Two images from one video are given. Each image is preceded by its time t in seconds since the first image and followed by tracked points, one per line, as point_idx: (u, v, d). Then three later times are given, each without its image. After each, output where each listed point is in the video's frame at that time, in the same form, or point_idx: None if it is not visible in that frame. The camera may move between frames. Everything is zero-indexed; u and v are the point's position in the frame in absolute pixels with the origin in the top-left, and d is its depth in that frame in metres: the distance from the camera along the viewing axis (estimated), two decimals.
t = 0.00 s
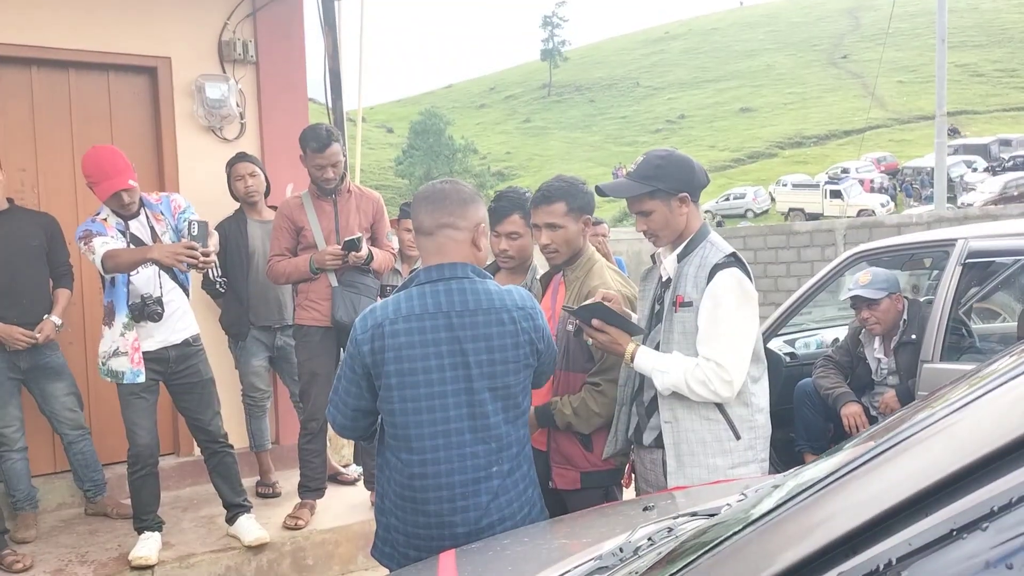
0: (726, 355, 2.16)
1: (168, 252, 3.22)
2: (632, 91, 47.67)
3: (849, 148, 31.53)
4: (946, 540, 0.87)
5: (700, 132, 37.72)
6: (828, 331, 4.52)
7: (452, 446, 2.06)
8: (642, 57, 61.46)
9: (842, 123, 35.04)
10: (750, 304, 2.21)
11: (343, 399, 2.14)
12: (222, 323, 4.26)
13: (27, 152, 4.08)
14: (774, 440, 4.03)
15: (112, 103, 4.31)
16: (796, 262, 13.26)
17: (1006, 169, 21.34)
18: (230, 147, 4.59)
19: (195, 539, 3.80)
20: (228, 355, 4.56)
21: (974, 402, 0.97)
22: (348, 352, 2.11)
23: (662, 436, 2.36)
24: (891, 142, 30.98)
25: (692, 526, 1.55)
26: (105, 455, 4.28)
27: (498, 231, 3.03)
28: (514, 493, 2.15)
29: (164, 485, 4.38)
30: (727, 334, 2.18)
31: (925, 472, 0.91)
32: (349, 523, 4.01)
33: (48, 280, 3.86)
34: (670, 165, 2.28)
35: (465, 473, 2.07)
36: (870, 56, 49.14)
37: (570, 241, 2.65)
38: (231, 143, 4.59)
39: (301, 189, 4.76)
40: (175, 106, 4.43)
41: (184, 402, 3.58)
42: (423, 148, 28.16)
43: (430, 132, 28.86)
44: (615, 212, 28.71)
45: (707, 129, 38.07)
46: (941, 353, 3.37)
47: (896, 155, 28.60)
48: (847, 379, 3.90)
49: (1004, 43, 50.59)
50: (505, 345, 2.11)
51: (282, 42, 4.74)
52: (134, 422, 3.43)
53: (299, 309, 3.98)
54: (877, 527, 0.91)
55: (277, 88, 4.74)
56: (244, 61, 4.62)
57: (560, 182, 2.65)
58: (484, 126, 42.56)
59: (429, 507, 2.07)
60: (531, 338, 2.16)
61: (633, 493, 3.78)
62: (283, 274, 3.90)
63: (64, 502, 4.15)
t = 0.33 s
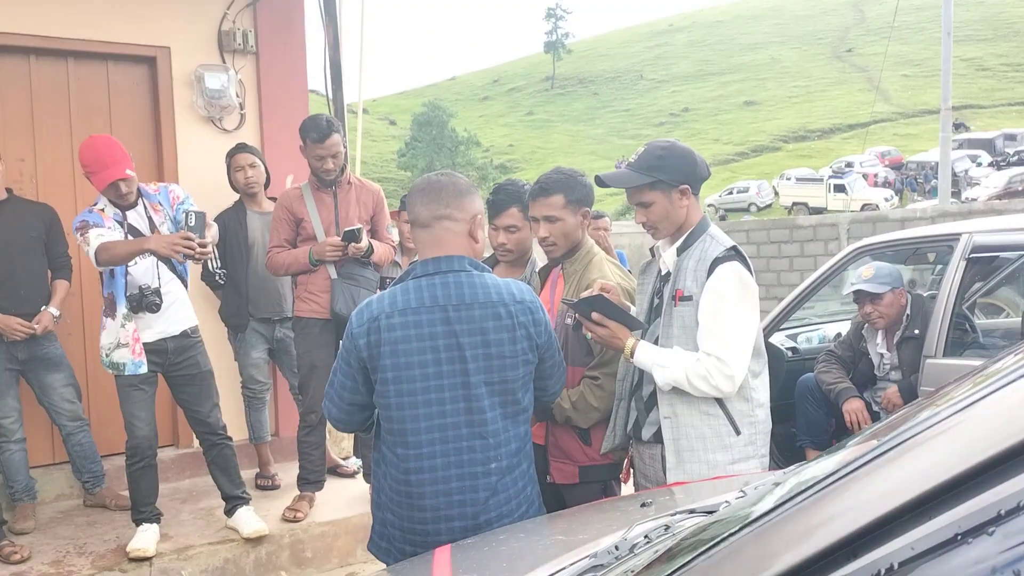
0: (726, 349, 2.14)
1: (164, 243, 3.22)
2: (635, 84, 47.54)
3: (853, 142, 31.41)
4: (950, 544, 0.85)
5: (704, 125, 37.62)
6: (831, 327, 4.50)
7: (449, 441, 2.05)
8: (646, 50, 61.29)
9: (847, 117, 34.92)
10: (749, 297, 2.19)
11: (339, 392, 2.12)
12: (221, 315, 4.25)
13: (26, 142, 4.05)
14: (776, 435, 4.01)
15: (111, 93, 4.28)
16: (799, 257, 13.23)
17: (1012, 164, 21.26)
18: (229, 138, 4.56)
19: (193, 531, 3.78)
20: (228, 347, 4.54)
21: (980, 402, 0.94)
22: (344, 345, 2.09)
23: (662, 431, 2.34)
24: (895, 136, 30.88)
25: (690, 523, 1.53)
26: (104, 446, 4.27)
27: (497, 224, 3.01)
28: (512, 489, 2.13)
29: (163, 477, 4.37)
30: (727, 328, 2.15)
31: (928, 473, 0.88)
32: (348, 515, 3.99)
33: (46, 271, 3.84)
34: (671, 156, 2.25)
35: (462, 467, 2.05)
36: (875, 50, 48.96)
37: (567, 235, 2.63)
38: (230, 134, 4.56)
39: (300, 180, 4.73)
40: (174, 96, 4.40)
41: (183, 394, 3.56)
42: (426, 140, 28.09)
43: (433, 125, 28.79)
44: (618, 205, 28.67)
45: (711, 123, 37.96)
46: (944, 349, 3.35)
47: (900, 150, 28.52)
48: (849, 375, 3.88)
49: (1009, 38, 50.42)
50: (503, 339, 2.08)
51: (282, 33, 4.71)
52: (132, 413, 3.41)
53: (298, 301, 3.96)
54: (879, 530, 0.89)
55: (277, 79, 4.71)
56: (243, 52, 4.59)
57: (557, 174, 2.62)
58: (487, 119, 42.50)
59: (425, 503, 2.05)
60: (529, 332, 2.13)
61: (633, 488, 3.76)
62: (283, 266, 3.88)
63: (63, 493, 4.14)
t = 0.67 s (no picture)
0: (727, 340, 2.11)
1: (144, 224, 3.19)
2: (638, 74, 47.44)
3: (856, 133, 31.30)
4: (966, 548, 0.81)
5: (706, 116, 37.51)
6: (833, 318, 4.47)
7: (441, 432, 2.01)
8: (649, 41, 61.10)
9: (850, 108, 34.81)
10: (751, 288, 2.15)
11: (332, 381, 2.09)
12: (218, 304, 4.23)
13: (20, 128, 4.01)
14: (777, 427, 3.97)
15: (107, 79, 4.24)
16: (801, 248, 13.19)
17: (1015, 156, 21.19)
18: (227, 124, 4.52)
19: (188, 521, 3.75)
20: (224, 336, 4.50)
21: (996, 396, 0.90)
22: (336, 334, 2.06)
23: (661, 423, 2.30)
24: (898, 127, 30.77)
25: (689, 519, 1.49)
26: (99, 435, 4.24)
27: (495, 213, 2.97)
28: (506, 481, 2.09)
29: (159, 466, 4.34)
30: (729, 319, 2.11)
31: (942, 472, 0.84)
32: (344, 506, 3.97)
33: (42, 259, 3.80)
34: (672, 143, 2.21)
35: (454, 459, 2.02)
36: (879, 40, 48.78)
37: (561, 227, 2.59)
38: (227, 121, 4.52)
39: (298, 168, 4.69)
40: (171, 82, 4.35)
41: (179, 384, 3.53)
42: (427, 129, 28.00)
43: (434, 114, 28.69)
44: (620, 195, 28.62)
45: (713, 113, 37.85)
46: (948, 341, 3.31)
47: (903, 141, 28.43)
48: (851, 366, 3.84)
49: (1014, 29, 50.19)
50: (496, 328, 2.04)
51: (281, 18, 4.65)
52: (125, 402, 3.38)
53: (295, 289, 3.93)
54: (891, 532, 0.85)
55: (275, 65, 4.66)
56: (241, 37, 4.54)
57: (550, 164, 2.57)
58: (489, 108, 42.36)
59: (416, 494, 2.02)
60: (524, 322, 2.09)
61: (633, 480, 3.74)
62: (280, 255, 3.84)
63: (59, 482, 4.11)
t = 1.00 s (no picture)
0: (737, 331, 2.08)
1: (135, 211, 3.14)
2: (640, 67, 47.34)
3: (860, 127, 31.21)
4: None
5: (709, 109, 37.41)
6: (839, 311, 4.44)
7: (445, 426, 1.99)
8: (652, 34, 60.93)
9: (853, 103, 34.70)
10: (762, 279, 2.11)
11: (334, 370, 2.06)
12: (222, 295, 4.22)
13: (22, 116, 3.98)
14: (783, 420, 3.93)
15: (109, 68, 4.20)
16: (805, 241, 13.15)
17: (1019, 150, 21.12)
18: (229, 114, 4.48)
19: (191, 512, 3.73)
20: (226, 326, 4.48)
21: None
22: (340, 322, 2.03)
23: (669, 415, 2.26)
24: (901, 121, 30.69)
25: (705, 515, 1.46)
26: (101, 426, 4.22)
27: (500, 203, 2.94)
28: (510, 476, 2.07)
29: (161, 458, 4.32)
30: (740, 310, 2.08)
31: (1000, 469, 0.82)
32: (347, 497, 3.94)
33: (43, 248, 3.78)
34: (682, 130, 2.18)
35: (457, 453, 1.99)
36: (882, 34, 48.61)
37: (565, 218, 2.55)
38: (231, 111, 4.49)
39: (302, 158, 4.66)
40: (173, 71, 4.31)
41: (181, 375, 3.51)
42: (429, 122, 27.93)
43: (436, 106, 28.62)
44: (623, 188, 28.57)
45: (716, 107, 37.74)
46: (957, 333, 3.27)
47: (906, 134, 28.36)
48: (859, 359, 3.81)
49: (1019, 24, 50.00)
50: (503, 322, 2.01)
51: (284, 7, 4.61)
52: (126, 393, 3.36)
53: (298, 280, 3.90)
54: (945, 533, 0.83)
55: (278, 54, 4.62)
56: (244, 26, 4.50)
57: (553, 155, 2.52)
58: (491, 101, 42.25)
59: (419, 487, 2.00)
60: (531, 315, 2.06)
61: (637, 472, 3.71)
62: (282, 245, 3.81)
63: (60, 473, 4.09)
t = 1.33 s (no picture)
0: (761, 330, 2.00)
1: (121, 200, 3.08)
2: (644, 63, 47.19)
3: (865, 124, 31.07)
4: None
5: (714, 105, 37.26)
6: (855, 309, 4.36)
7: (462, 428, 1.91)
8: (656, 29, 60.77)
9: (858, 99, 34.54)
10: (789, 277, 2.03)
11: (346, 369, 1.98)
12: (226, 290, 4.16)
13: (23, 108, 3.90)
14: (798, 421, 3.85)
15: (111, 58, 4.12)
16: (812, 239, 13.05)
17: None
18: (234, 107, 4.40)
19: (193, 512, 3.66)
20: (230, 322, 4.40)
21: None
22: (352, 320, 1.95)
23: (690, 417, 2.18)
24: (907, 118, 30.56)
25: (748, 530, 1.42)
26: (102, 423, 4.15)
27: (512, 198, 2.86)
28: (527, 479, 1.99)
29: (163, 455, 4.25)
30: (764, 308, 2.00)
31: None
32: (352, 498, 3.87)
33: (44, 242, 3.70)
34: (705, 122, 2.09)
35: (475, 456, 1.91)
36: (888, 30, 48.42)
37: (581, 212, 2.46)
38: (235, 103, 4.40)
39: (307, 151, 4.57)
40: (177, 62, 4.23)
41: (184, 373, 3.43)
42: (433, 116, 27.81)
43: (440, 101, 28.49)
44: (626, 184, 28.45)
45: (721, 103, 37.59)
46: (978, 333, 3.18)
47: (912, 131, 28.23)
48: (876, 359, 3.73)
49: None
50: (522, 320, 1.93)
51: None
52: (124, 391, 3.28)
53: (303, 276, 3.82)
54: None
55: (284, 46, 4.54)
56: (249, 17, 4.42)
57: (574, 146, 2.44)
58: (495, 96, 42.14)
59: (434, 491, 1.92)
60: (550, 313, 1.98)
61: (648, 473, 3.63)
62: (288, 240, 3.73)
63: (61, 471, 4.03)
